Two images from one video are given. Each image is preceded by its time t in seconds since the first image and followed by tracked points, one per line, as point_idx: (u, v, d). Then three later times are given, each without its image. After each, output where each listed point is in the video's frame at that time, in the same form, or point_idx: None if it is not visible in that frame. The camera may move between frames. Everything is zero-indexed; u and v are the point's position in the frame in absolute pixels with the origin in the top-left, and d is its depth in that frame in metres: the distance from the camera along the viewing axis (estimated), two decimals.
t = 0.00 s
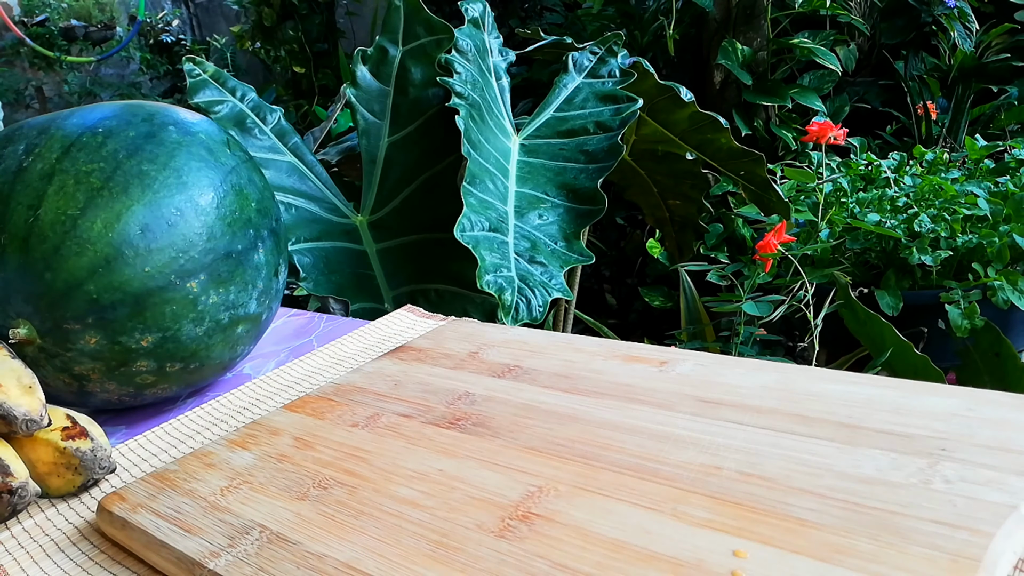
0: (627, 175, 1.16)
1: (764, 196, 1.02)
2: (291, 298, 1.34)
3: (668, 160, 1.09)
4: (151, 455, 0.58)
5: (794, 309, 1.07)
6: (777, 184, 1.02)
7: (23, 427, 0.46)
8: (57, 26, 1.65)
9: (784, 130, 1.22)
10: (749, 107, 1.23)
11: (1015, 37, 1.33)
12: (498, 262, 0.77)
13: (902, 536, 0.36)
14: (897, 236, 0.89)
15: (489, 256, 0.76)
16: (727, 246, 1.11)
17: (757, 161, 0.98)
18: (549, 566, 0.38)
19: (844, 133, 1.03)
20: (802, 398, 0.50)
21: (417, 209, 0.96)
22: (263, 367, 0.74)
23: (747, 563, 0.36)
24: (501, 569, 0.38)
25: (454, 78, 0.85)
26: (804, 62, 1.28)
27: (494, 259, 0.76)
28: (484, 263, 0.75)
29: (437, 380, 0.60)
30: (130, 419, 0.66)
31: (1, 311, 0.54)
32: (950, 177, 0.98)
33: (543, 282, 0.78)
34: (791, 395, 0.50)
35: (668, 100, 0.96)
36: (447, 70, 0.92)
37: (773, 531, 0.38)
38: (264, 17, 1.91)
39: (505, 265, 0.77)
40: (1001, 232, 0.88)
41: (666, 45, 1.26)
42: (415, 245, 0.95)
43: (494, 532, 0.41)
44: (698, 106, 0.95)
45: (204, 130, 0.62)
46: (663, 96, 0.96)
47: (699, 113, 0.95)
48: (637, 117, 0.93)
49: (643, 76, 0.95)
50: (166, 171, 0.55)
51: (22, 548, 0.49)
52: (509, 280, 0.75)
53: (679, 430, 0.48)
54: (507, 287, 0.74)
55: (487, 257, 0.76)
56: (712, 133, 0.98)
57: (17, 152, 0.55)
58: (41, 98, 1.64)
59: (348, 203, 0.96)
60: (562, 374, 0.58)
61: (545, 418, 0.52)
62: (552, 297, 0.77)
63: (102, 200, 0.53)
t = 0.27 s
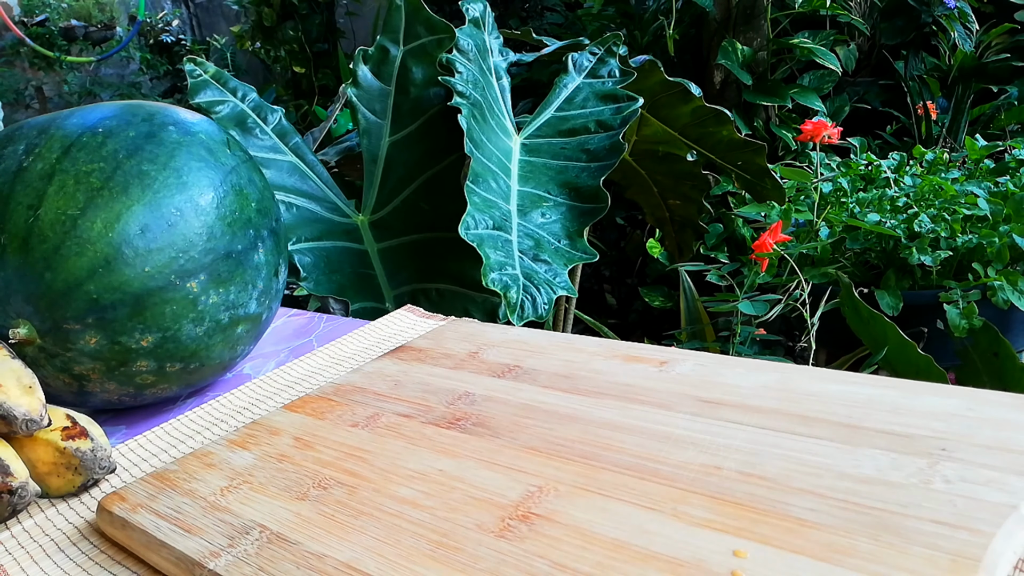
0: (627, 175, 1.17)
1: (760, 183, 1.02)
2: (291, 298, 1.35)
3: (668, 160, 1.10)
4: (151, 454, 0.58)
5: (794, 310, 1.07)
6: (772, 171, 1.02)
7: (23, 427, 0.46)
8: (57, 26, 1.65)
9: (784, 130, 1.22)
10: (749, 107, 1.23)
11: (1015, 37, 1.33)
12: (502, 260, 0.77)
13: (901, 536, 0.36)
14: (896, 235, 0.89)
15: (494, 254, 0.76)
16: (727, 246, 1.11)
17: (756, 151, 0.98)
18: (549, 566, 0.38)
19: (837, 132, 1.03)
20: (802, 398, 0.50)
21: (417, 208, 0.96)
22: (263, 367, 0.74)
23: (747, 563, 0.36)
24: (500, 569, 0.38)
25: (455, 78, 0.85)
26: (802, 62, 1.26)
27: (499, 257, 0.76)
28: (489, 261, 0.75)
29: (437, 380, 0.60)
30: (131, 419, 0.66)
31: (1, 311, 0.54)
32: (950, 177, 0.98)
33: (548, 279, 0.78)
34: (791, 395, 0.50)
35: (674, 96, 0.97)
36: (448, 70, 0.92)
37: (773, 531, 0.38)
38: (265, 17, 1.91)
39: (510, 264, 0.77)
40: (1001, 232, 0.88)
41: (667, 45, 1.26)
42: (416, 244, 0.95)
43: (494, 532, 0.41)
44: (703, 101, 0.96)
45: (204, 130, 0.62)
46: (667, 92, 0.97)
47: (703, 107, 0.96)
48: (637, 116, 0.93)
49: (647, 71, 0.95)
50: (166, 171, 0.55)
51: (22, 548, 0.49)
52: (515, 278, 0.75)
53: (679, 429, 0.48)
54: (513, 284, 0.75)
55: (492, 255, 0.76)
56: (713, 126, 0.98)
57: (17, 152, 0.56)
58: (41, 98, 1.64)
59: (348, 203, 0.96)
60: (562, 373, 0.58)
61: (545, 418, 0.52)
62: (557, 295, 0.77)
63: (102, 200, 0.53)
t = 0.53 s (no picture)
0: (627, 175, 1.17)
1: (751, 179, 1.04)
2: (291, 298, 1.35)
3: (668, 160, 1.10)
4: (151, 455, 0.58)
5: (794, 310, 1.07)
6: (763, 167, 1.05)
7: (23, 427, 0.46)
8: (57, 26, 1.66)
9: (784, 130, 1.22)
10: (749, 107, 1.23)
11: (1015, 37, 1.33)
12: (510, 260, 0.77)
13: (902, 536, 0.36)
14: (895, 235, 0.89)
15: (501, 253, 0.76)
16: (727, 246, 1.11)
17: (752, 148, 1.00)
18: (549, 566, 0.38)
19: (837, 131, 1.02)
20: (802, 398, 0.50)
21: (418, 208, 0.95)
22: (263, 367, 0.74)
23: (747, 563, 0.36)
24: (500, 569, 0.38)
25: (456, 78, 0.85)
26: (802, 62, 1.26)
27: (507, 257, 0.76)
28: (498, 261, 0.74)
29: (437, 380, 0.60)
30: (130, 419, 0.66)
31: (1, 311, 0.54)
32: (950, 177, 0.98)
33: (556, 278, 0.78)
34: (791, 395, 0.50)
35: (676, 95, 0.97)
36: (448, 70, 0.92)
37: (773, 531, 0.38)
38: (265, 17, 1.91)
39: (518, 263, 0.77)
40: (1001, 232, 0.88)
41: (667, 44, 1.26)
42: (418, 244, 0.95)
43: (494, 532, 0.41)
44: (705, 100, 0.96)
45: (204, 130, 0.62)
46: (670, 92, 0.97)
47: (704, 107, 0.97)
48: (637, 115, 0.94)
49: (651, 72, 0.95)
50: (166, 172, 0.55)
51: (22, 548, 0.49)
52: (524, 277, 0.75)
53: (679, 430, 0.48)
54: (523, 284, 0.74)
55: (499, 255, 0.76)
56: (712, 124, 0.99)
57: (17, 152, 0.56)
58: (40, 98, 1.64)
59: (349, 203, 0.96)
60: (562, 373, 0.58)
61: (545, 418, 0.52)
62: (566, 294, 0.77)
63: (102, 200, 0.53)
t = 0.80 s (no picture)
0: (627, 175, 1.17)
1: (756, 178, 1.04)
2: (290, 299, 1.35)
3: (668, 159, 1.10)
4: (151, 455, 0.58)
5: (796, 310, 1.07)
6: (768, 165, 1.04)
7: (23, 428, 0.46)
8: (57, 27, 1.66)
9: (784, 130, 1.22)
10: (749, 107, 1.24)
11: (1015, 37, 1.33)
12: (515, 255, 0.77)
13: (902, 536, 0.36)
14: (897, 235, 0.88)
15: (506, 250, 0.76)
16: (727, 246, 1.11)
17: (755, 146, 1.00)
18: (549, 566, 0.38)
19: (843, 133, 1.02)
20: (802, 398, 0.50)
21: (418, 208, 0.95)
22: (263, 367, 0.74)
23: (747, 563, 0.36)
24: (500, 570, 0.38)
25: (456, 77, 0.85)
26: (802, 62, 1.26)
27: (511, 252, 0.76)
28: (503, 257, 0.74)
29: (437, 381, 0.60)
30: (131, 420, 0.66)
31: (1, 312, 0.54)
32: (950, 177, 0.98)
33: (560, 273, 0.78)
34: (791, 395, 0.50)
35: (675, 93, 0.97)
36: (448, 69, 0.92)
37: (773, 531, 0.38)
38: (265, 18, 1.91)
39: (523, 258, 0.77)
40: (1001, 231, 0.88)
41: (667, 44, 1.26)
42: (418, 243, 0.95)
43: (494, 532, 0.41)
44: (704, 98, 0.96)
45: (204, 130, 0.62)
46: (670, 90, 0.97)
47: (705, 105, 0.97)
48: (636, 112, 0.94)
49: (650, 69, 0.96)
50: (166, 172, 0.55)
51: (22, 549, 0.49)
52: (528, 273, 0.75)
53: (679, 429, 0.48)
54: (528, 279, 0.74)
55: (504, 252, 0.76)
56: (714, 122, 0.99)
57: (16, 152, 0.56)
58: (40, 99, 1.64)
59: (349, 203, 0.96)
60: (562, 373, 0.58)
61: (545, 419, 0.52)
62: (571, 288, 0.77)
63: (102, 201, 0.53)
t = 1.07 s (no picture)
0: (627, 175, 1.17)
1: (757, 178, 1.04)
2: (290, 299, 1.35)
3: (667, 159, 1.10)
4: (151, 455, 0.58)
5: (795, 311, 1.07)
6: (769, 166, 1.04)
7: (23, 428, 0.46)
8: (57, 27, 1.67)
9: (784, 130, 1.22)
10: (749, 107, 1.24)
11: (1015, 37, 1.33)
12: (516, 255, 0.77)
13: (902, 535, 0.36)
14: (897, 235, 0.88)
15: (507, 249, 0.76)
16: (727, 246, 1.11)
17: (756, 146, 1.00)
18: (549, 566, 0.38)
19: (843, 132, 1.02)
20: (802, 398, 0.50)
21: (418, 207, 0.95)
22: (263, 367, 0.74)
23: (748, 563, 0.36)
24: (500, 570, 0.38)
25: (456, 77, 0.85)
26: (802, 62, 1.26)
27: (511, 252, 0.76)
28: (503, 257, 0.75)
29: (437, 381, 0.60)
30: (130, 420, 0.66)
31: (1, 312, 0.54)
32: (949, 177, 0.98)
33: (560, 273, 0.78)
34: (791, 395, 0.50)
35: (675, 93, 0.97)
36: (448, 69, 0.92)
37: (774, 531, 0.38)
38: (265, 18, 1.91)
39: (523, 259, 0.77)
40: (1001, 231, 0.88)
41: (667, 44, 1.26)
42: (418, 243, 0.95)
43: (494, 532, 0.41)
44: (704, 98, 0.96)
45: (204, 130, 0.62)
46: (670, 89, 0.97)
47: (705, 105, 0.97)
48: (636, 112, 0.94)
49: (650, 69, 0.95)
50: (166, 172, 0.55)
51: (22, 549, 0.49)
52: (529, 273, 0.75)
53: (679, 429, 0.48)
54: (529, 279, 0.74)
55: (505, 251, 0.76)
56: (714, 122, 0.99)
57: (16, 152, 0.56)
58: (40, 99, 1.64)
59: (349, 203, 0.96)
60: (562, 373, 0.58)
61: (545, 419, 0.52)
62: (571, 288, 0.77)
63: (102, 201, 0.53)
